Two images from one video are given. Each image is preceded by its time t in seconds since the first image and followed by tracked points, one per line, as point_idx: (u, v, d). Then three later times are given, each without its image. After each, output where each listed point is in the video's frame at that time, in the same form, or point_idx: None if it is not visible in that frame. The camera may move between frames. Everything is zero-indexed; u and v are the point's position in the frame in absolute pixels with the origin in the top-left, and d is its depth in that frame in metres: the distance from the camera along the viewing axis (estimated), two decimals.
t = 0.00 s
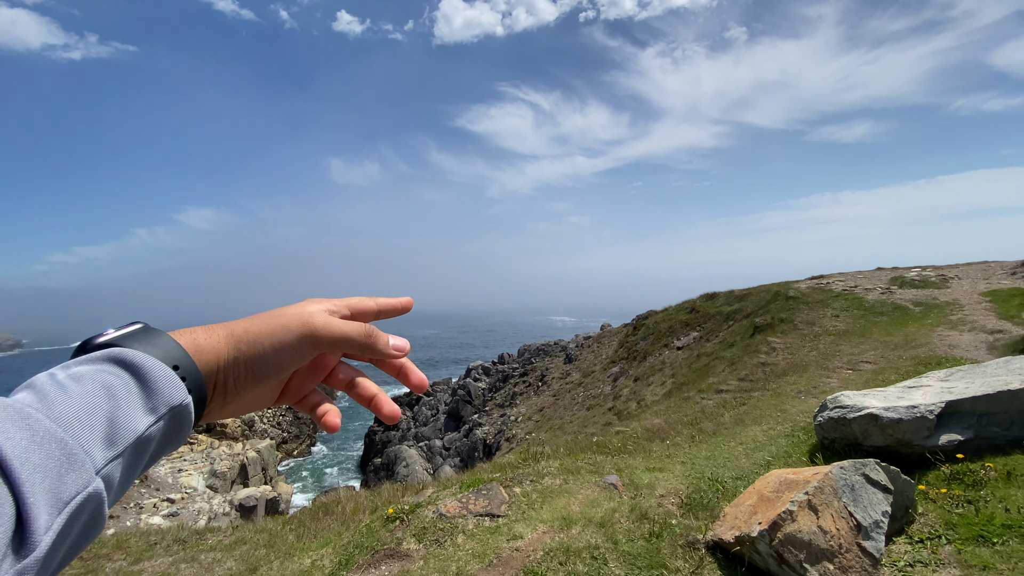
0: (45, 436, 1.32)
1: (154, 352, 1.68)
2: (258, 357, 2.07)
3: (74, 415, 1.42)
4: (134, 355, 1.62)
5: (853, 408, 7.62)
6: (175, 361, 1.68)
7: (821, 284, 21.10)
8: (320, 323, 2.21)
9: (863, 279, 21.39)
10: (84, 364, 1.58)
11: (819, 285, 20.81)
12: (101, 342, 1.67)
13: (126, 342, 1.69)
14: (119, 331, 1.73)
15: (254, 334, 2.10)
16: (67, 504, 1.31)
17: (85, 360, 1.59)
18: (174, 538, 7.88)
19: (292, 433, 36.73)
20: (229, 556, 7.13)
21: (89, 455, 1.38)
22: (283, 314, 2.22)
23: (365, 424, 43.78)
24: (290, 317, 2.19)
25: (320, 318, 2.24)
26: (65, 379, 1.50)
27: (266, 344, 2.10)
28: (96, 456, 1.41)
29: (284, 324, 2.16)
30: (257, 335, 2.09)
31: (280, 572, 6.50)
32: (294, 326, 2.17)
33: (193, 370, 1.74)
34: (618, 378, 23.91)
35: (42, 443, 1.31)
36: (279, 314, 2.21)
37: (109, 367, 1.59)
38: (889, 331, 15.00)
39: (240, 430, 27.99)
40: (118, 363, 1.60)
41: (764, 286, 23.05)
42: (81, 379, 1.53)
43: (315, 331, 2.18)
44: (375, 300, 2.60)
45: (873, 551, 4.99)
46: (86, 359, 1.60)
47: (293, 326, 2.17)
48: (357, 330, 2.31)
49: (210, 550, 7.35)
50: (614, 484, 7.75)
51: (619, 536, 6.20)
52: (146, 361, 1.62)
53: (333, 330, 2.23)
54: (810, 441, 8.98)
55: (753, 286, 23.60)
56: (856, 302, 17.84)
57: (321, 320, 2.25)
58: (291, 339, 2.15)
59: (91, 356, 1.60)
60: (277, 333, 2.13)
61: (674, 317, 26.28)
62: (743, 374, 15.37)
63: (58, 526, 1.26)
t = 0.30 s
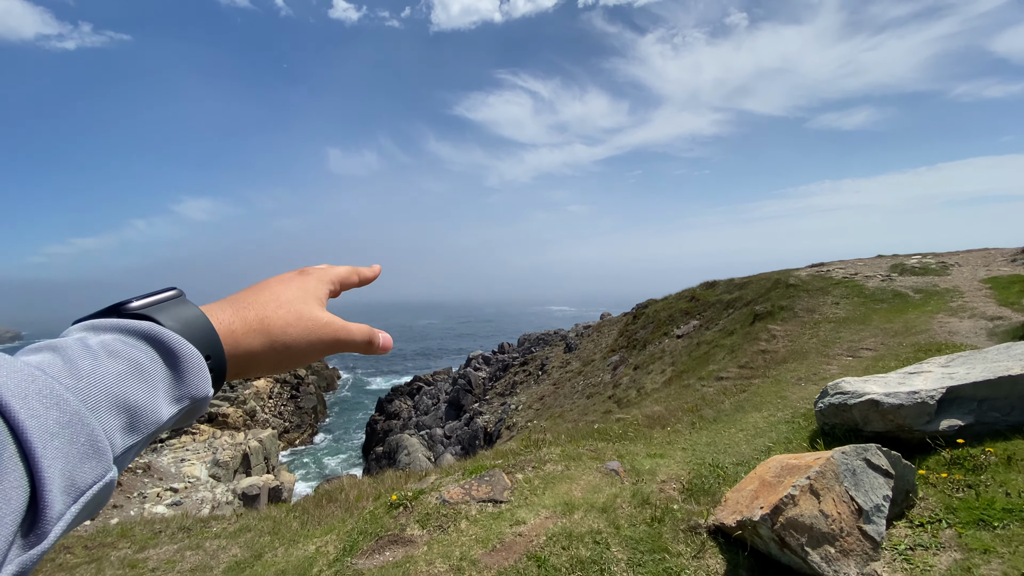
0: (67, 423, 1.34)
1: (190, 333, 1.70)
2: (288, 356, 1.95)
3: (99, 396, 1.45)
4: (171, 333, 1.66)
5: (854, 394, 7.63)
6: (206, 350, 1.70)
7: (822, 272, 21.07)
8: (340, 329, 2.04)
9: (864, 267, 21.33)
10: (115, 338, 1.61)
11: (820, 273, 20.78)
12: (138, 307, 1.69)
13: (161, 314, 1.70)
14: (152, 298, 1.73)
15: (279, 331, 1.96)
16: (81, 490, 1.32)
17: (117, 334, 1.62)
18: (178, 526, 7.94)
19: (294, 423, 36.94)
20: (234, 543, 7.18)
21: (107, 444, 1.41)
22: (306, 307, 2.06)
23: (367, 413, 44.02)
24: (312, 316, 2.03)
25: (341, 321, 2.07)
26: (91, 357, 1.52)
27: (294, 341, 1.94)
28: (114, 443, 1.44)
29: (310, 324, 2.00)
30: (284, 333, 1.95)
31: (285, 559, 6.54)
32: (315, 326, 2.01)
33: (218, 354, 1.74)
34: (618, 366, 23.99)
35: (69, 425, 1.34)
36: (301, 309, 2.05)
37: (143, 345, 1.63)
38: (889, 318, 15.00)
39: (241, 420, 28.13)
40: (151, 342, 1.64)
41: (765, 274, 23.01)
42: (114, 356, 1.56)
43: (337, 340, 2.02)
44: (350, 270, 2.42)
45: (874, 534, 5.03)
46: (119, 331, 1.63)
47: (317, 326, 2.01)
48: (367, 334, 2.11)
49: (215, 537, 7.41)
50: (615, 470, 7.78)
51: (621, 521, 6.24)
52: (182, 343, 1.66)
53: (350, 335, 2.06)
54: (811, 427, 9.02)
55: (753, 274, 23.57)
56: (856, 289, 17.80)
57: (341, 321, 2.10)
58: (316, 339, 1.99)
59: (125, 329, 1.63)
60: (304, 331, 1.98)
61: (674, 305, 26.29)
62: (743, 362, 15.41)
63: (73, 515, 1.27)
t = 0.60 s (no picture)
0: (6, 466, 1.33)
1: (137, 369, 1.69)
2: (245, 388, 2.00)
3: (38, 438, 1.44)
4: (117, 369, 1.65)
5: (858, 385, 7.60)
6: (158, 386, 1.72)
7: (827, 262, 20.93)
8: (296, 359, 2.08)
9: (870, 257, 21.16)
10: (56, 376, 1.59)
11: (825, 263, 20.66)
12: (84, 342, 1.66)
13: (105, 347, 1.70)
14: (99, 331, 1.69)
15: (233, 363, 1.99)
16: (17, 536, 1.31)
17: (59, 372, 1.61)
18: (186, 515, 8.06)
19: (299, 413, 37.26)
20: (241, 533, 7.27)
21: (43, 488, 1.40)
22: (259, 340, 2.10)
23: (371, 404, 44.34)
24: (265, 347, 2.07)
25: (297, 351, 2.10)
26: (29, 397, 1.50)
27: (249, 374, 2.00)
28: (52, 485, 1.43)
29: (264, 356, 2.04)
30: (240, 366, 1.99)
31: (292, 547, 6.62)
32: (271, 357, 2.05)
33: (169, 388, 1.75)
34: (621, 357, 24.02)
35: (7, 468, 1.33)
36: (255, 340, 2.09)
37: (86, 381, 1.62)
38: (895, 308, 14.91)
39: (248, 411, 28.42)
40: (95, 377, 1.63)
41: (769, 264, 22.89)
42: (56, 394, 1.55)
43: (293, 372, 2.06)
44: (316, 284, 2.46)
45: (877, 525, 5.04)
46: (60, 369, 1.62)
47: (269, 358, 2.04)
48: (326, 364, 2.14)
49: (222, 526, 7.51)
50: (618, 460, 7.80)
51: (625, 510, 6.27)
52: (131, 379, 1.65)
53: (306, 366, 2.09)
54: (814, 418, 9.01)
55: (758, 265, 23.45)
56: (862, 280, 17.68)
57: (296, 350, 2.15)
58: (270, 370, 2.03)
59: (68, 366, 1.62)
60: (260, 363, 2.02)
61: (678, 296, 26.23)
62: (747, 352, 15.38)
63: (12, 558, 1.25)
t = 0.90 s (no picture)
0: None
1: None
2: (112, 314, 1.85)
3: None
4: None
5: (869, 381, 7.51)
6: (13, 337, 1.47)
7: (838, 258, 20.66)
8: (158, 259, 1.99)
9: (883, 252, 20.86)
10: None
11: (836, 258, 20.41)
12: None
13: None
14: None
15: (91, 285, 1.83)
16: None
17: None
18: (197, 507, 8.18)
19: (309, 407, 37.63)
20: (251, 524, 7.36)
21: None
22: (116, 257, 1.96)
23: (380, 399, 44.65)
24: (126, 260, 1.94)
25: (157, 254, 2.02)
26: None
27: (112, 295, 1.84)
28: None
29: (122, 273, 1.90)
30: (96, 288, 1.82)
31: (301, 539, 6.70)
32: (132, 267, 1.94)
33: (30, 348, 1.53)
34: (629, 353, 23.96)
35: None
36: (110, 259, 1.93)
37: None
38: (907, 304, 14.70)
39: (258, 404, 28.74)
40: None
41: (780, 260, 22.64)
42: None
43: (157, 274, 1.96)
44: (134, 218, 2.28)
45: (887, 523, 4.99)
46: None
47: (134, 270, 1.93)
48: (191, 258, 2.10)
49: (232, 518, 7.61)
50: (626, 456, 7.79)
51: (632, 506, 6.27)
52: None
53: (175, 266, 2.02)
54: (824, 414, 8.92)
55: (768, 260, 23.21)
56: (874, 275, 17.44)
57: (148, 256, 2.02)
58: (137, 280, 1.92)
59: None
60: (119, 279, 1.89)
61: (686, 292, 26.07)
62: (757, 348, 15.26)
63: None
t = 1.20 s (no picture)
0: None
1: None
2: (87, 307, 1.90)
3: None
4: None
5: (886, 387, 7.37)
6: None
7: (853, 261, 20.35)
8: (154, 258, 1.98)
9: (899, 255, 20.51)
10: None
11: (851, 261, 20.11)
12: None
13: None
14: None
15: (74, 275, 1.86)
16: None
17: None
18: (210, 506, 8.27)
19: (320, 407, 37.91)
20: (263, 524, 7.42)
21: None
22: (114, 247, 1.97)
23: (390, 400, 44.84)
24: (119, 249, 1.95)
25: (160, 248, 2.02)
26: None
27: (91, 289, 1.88)
28: None
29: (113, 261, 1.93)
30: (75, 283, 1.86)
31: (312, 540, 6.73)
32: (124, 261, 1.95)
33: None
34: (639, 356, 23.81)
35: None
36: (109, 246, 1.96)
37: None
38: (924, 309, 14.42)
39: (269, 404, 29.02)
40: None
41: (793, 262, 22.36)
42: None
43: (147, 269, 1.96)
44: (184, 203, 2.31)
45: (905, 531, 4.88)
46: None
47: (123, 267, 1.93)
48: (195, 258, 2.08)
49: (244, 518, 7.68)
50: (637, 460, 7.73)
51: (643, 511, 6.21)
52: None
53: (171, 265, 2.01)
54: (839, 420, 8.77)
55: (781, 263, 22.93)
56: (890, 279, 17.15)
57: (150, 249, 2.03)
58: (125, 277, 1.94)
59: None
60: (107, 273, 1.91)
61: (698, 294, 25.83)
62: (769, 352, 15.07)
63: None
